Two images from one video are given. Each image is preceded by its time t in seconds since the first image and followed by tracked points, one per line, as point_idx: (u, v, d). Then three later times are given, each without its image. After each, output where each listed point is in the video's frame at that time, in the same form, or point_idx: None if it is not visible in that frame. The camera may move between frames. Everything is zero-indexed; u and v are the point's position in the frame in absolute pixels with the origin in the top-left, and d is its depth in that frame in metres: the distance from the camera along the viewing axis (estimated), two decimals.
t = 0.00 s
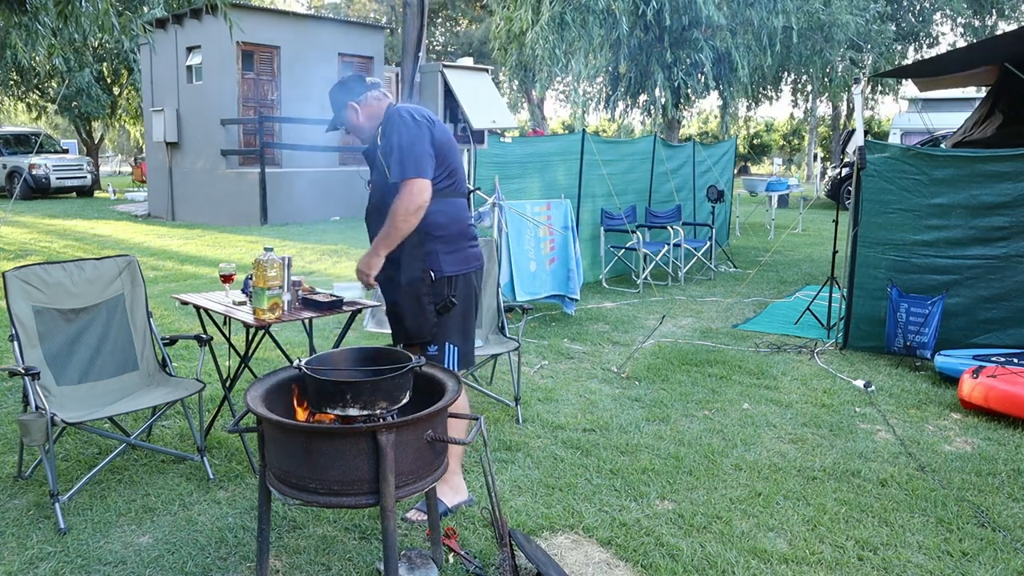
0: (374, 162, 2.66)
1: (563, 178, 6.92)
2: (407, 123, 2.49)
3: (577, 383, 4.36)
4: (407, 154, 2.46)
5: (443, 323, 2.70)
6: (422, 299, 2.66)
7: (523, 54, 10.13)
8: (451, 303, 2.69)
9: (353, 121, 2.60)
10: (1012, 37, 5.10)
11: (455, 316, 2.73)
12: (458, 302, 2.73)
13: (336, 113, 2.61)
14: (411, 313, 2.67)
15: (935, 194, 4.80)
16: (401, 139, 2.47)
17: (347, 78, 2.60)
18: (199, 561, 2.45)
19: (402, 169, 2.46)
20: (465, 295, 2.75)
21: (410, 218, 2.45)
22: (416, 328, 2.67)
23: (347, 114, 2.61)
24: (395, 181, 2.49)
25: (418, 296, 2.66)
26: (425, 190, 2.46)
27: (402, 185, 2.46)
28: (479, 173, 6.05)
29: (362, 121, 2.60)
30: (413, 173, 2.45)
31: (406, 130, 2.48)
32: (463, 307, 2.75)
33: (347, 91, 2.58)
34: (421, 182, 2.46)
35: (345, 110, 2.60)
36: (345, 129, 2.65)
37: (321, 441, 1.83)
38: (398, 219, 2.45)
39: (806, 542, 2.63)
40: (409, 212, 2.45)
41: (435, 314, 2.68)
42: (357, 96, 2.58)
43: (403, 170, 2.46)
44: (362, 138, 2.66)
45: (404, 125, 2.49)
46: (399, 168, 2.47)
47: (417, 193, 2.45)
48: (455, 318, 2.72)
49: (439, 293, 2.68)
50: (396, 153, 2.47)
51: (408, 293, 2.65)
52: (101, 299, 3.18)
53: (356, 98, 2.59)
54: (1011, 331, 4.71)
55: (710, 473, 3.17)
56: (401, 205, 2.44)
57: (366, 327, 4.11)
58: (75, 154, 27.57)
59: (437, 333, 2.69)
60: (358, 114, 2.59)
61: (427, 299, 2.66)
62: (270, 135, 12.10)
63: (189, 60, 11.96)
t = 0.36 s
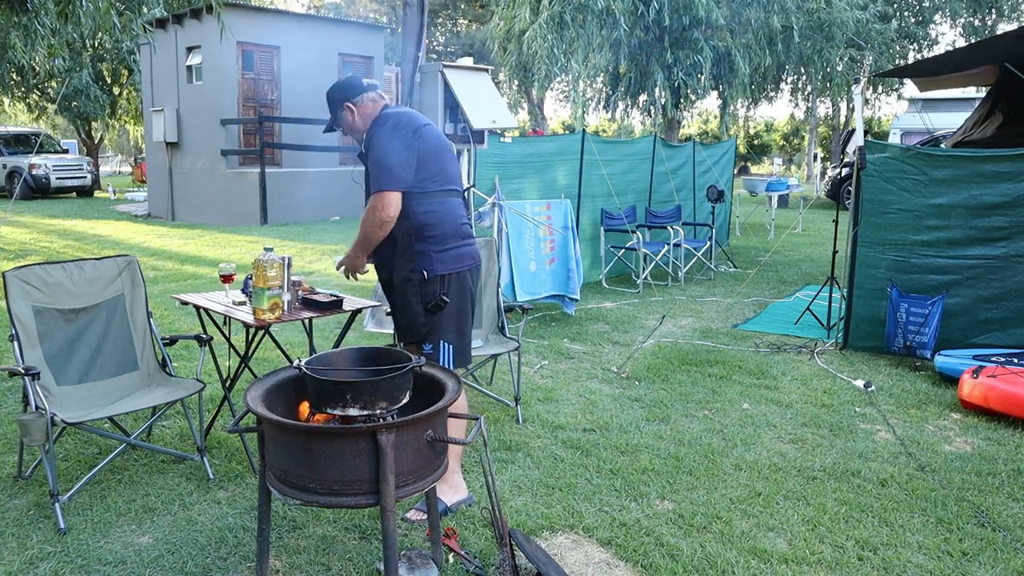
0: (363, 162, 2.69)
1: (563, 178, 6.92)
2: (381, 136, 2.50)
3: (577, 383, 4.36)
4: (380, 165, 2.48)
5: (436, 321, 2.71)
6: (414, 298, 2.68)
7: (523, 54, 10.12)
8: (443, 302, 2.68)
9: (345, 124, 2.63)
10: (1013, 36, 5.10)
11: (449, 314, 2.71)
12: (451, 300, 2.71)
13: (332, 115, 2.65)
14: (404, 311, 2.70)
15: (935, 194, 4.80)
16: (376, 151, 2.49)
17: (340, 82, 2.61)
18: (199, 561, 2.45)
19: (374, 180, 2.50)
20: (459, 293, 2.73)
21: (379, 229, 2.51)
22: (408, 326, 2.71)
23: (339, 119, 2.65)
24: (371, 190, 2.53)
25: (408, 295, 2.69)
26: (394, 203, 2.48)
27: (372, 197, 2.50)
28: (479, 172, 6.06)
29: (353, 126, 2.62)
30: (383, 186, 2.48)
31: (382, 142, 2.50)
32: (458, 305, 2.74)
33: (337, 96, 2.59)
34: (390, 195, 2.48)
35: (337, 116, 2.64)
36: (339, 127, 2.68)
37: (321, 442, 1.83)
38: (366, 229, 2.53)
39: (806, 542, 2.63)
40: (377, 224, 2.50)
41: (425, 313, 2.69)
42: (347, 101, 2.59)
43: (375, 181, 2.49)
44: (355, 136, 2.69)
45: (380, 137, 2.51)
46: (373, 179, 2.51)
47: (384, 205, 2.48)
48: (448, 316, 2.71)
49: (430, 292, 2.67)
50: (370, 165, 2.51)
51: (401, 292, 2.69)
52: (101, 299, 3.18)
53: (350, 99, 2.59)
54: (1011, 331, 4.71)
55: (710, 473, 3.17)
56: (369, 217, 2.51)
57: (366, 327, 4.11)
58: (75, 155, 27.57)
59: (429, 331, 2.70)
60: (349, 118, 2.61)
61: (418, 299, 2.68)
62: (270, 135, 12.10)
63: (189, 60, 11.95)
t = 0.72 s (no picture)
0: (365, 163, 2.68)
1: (563, 178, 6.92)
2: (389, 130, 2.50)
3: (577, 383, 4.36)
4: (388, 160, 2.46)
5: (443, 316, 2.69)
6: (421, 294, 2.66)
7: (523, 53, 10.12)
8: (451, 296, 2.67)
9: (342, 127, 2.61)
10: (1013, 36, 5.10)
11: (456, 308, 2.70)
12: (459, 295, 2.70)
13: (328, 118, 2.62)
14: (412, 307, 2.68)
15: (935, 194, 4.80)
16: (383, 146, 2.49)
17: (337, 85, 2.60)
18: (199, 561, 2.45)
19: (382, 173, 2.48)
20: (466, 287, 2.72)
21: (388, 224, 2.48)
22: (416, 322, 2.69)
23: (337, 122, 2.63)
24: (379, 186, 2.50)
25: (416, 291, 2.66)
26: (405, 195, 2.47)
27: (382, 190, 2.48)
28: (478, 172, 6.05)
29: (350, 128, 2.61)
30: (393, 179, 2.46)
31: (389, 136, 2.50)
32: (465, 300, 2.73)
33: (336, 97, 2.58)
34: (401, 187, 2.47)
35: (335, 119, 2.62)
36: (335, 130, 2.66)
37: (321, 441, 1.83)
38: (374, 223, 2.48)
39: (806, 542, 2.63)
40: (386, 217, 2.47)
41: (433, 308, 2.67)
42: (346, 102, 2.59)
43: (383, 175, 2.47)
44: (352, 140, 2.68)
45: (388, 132, 2.51)
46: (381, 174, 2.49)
47: (396, 197, 2.46)
48: (456, 310, 2.70)
49: (437, 287, 2.66)
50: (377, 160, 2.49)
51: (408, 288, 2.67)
52: (101, 299, 3.18)
53: (348, 101, 2.59)
54: (1011, 331, 4.71)
55: (710, 473, 3.17)
56: (379, 211, 2.47)
57: (366, 327, 4.11)
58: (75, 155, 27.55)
59: (437, 326, 2.69)
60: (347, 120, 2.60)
61: (426, 294, 2.66)
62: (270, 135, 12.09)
63: (189, 60, 11.95)
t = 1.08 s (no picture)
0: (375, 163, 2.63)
1: (563, 178, 6.92)
2: (408, 124, 2.52)
3: (577, 383, 4.36)
4: (410, 153, 2.47)
5: (458, 312, 2.69)
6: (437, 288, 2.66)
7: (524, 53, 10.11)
8: (467, 291, 2.67)
9: (347, 127, 2.57)
10: (1013, 37, 5.10)
11: (471, 303, 2.70)
12: (473, 290, 2.70)
13: (329, 119, 2.56)
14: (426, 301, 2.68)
15: (935, 194, 4.80)
16: (406, 138, 2.50)
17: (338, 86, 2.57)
18: (200, 561, 2.45)
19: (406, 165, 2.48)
20: (479, 282, 2.72)
21: (414, 215, 2.45)
22: (429, 316, 2.70)
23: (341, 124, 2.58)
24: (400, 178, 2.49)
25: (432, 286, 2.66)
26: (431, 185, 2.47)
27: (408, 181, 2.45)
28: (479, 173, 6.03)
29: (356, 128, 2.59)
30: (419, 169, 2.46)
31: (408, 130, 2.52)
32: (478, 296, 2.73)
33: (340, 97, 2.55)
34: (427, 177, 2.46)
35: (339, 121, 2.57)
36: (338, 132, 2.60)
37: (321, 442, 1.83)
38: (400, 215, 2.44)
39: (806, 542, 2.63)
40: (412, 208, 2.44)
41: (449, 303, 2.67)
42: (352, 103, 2.56)
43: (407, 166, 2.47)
44: (355, 142, 2.63)
45: (407, 126, 2.53)
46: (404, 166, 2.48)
47: (423, 187, 2.44)
48: (470, 306, 2.71)
49: (453, 282, 2.66)
50: (400, 153, 2.48)
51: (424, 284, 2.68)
52: (101, 299, 3.18)
53: (354, 101, 2.56)
54: (1011, 331, 4.71)
55: (710, 473, 3.17)
56: (407, 203, 2.43)
57: (366, 327, 4.11)
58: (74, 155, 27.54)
59: (448, 320, 2.68)
60: (352, 119, 2.57)
61: (441, 289, 2.66)
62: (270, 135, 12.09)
63: (189, 60, 11.95)
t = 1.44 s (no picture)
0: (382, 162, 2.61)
1: (564, 178, 6.92)
2: (418, 124, 2.54)
3: (577, 383, 4.36)
4: (425, 151, 2.50)
5: (471, 311, 2.69)
6: (451, 289, 2.65)
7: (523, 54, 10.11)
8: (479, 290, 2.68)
9: (351, 126, 2.53)
10: (1014, 36, 5.10)
11: (482, 303, 2.72)
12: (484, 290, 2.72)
13: (332, 118, 2.49)
14: (440, 302, 2.67)
15: (935, 194, 4.80)
16: (418, 138, 2.52)
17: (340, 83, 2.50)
18: (200, 561, 2.45)
19: (422, 165, 2.49)
20: (489, 281, 2.74)
21: (432, 213, 2.45)
22: (445, 318, 2.68)
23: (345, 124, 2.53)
24: (416, 179, 2.50)
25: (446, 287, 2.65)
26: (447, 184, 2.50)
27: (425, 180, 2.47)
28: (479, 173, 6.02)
29: (361, 127, 2.55)
30: (436, 167, 2.49)
31: (420, 129, 2.54)
32: (488, 295, 2.75)
33: (345, 94, 2.49)
34: (444, 176, 2.49)
35: (343, 120, 2.51)
36: (343, 131, 2.55)
37: (321, 442, 1.83)
38: (419, 214, 2.44)
39: (806, 542, 2.63)
40: (431, 207, 2.45)
41: (463, 302, 2.67)
42: (357, 101, 2.53)
43: (424, 165, 2.49)
44: (359, 142, 2.59)
45: (418, 126, 2.54)
46: (420, 165, 2.49)
47: (441, 185, 2.46)
48: (482, 305, 2.72)
49: (466, 282, 2.66)
50: (416, 152, 2.50)
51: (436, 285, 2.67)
52: (101, 299, 3.18)
53: (359, 100, 2.52)
54: (1011, 331, 4.71)
55: (710, 473, 3.17)
56: (425, 201, 2.44)
57: (366, 327, 4.11)
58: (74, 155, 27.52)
59: (462, 321, 2.68)
60: (357, 118, 2.53)
61: (456, 290, 2.66)
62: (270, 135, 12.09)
63: (189, 60, 11.95)
